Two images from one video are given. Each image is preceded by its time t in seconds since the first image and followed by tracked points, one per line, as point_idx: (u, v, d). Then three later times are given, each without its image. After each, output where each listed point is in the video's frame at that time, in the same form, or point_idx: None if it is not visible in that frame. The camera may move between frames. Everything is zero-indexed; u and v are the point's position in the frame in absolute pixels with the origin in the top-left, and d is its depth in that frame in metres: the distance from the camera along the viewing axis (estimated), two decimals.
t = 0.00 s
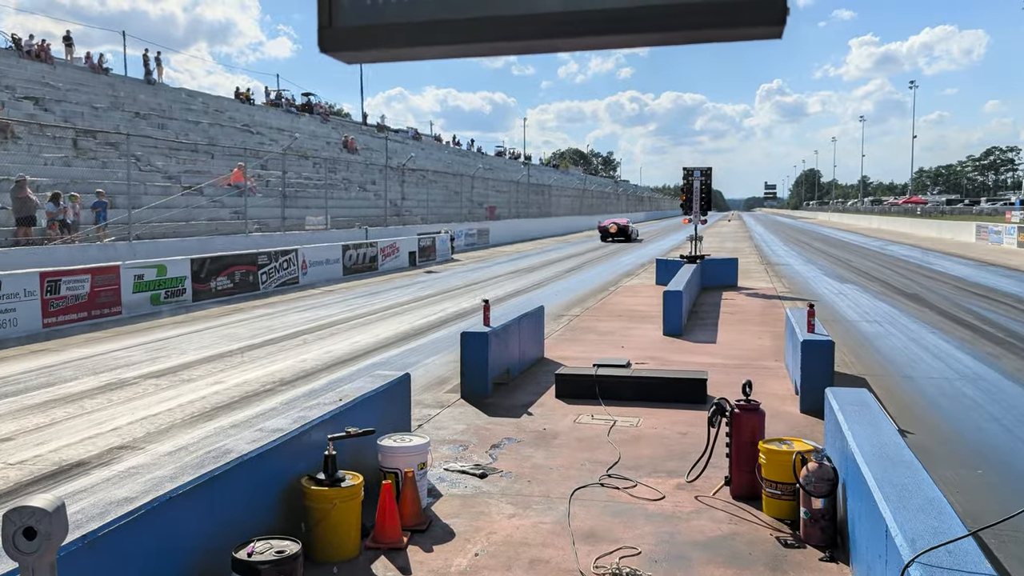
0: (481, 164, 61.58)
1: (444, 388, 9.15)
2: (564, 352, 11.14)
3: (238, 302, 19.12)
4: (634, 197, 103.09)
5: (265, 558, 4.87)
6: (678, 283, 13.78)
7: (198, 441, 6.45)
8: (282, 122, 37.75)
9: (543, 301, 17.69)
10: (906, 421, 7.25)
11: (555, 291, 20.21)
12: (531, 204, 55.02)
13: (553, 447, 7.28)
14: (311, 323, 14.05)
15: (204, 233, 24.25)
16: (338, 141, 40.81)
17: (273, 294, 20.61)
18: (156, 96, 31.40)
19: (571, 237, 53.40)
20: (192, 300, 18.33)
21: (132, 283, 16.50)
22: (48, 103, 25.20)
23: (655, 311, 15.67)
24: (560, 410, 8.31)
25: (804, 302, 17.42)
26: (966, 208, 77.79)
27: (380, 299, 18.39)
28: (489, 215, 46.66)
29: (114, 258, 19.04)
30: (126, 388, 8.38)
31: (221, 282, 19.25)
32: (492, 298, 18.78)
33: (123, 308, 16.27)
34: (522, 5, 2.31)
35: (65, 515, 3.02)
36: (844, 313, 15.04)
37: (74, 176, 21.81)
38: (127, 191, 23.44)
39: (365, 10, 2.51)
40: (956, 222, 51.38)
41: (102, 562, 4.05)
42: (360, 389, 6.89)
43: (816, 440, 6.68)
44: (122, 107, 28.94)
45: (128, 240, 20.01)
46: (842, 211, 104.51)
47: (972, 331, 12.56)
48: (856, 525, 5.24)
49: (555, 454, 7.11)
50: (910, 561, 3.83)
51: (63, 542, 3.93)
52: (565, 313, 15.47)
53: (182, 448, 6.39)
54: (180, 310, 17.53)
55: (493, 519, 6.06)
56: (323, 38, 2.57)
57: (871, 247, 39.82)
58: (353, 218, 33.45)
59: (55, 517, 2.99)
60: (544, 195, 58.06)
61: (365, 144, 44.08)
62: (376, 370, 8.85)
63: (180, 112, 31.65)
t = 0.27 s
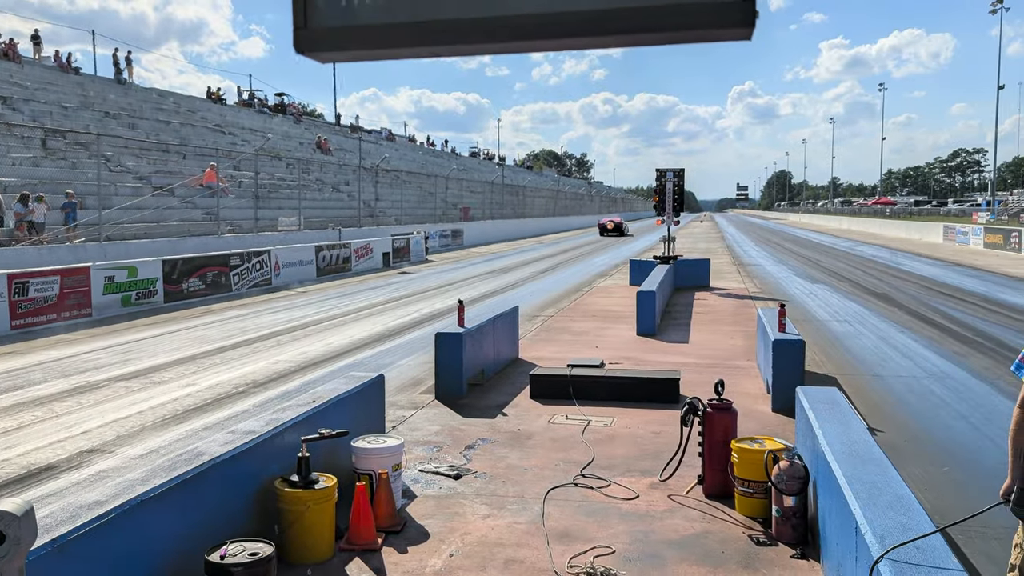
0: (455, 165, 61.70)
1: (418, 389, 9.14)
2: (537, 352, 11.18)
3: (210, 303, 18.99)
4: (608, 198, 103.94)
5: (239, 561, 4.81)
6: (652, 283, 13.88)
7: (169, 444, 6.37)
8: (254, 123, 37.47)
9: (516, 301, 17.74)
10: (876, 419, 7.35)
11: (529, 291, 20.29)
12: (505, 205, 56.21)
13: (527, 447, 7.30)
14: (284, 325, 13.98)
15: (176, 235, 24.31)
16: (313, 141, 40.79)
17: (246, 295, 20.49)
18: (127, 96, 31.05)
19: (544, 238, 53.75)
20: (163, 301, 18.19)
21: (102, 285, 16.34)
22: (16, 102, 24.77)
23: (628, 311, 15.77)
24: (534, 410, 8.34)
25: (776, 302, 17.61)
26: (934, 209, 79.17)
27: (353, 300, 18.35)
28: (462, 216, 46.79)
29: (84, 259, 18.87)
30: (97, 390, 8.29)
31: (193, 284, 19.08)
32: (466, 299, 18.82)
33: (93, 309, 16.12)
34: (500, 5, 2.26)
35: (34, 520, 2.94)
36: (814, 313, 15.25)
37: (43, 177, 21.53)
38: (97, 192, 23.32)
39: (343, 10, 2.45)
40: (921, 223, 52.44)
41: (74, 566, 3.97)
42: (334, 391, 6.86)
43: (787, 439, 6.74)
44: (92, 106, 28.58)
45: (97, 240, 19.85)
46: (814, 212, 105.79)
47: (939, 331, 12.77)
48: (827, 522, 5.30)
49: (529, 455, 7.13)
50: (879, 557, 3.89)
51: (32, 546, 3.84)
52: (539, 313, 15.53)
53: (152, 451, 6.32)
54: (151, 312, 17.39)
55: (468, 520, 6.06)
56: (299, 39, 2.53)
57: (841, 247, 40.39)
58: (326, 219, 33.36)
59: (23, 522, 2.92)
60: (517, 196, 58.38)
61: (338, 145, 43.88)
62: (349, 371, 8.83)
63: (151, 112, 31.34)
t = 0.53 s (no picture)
0: (432, 164, 61.70)
1: (395, 389, 9.14)
2: (515, 351, 11.23)
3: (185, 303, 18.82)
4: (585, 198, 104.47)
5: (215, 562, 4.76)
6: (628, 283, 13.96)
7: (144, 445, 6.31)
8: (229, 122, 37.09)
9: (493, 301, 17.78)
10: (849, 417, 7.44)
11: (506, 291, 20.35)
12: (482, 204, 56.40)
13: (505, 447, 7.32)
14: (260, 325, 13.90)
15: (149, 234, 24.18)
16: (288, 141, 40.47)
17: (222, 296, 20.36)
18: (100, 94, 30.68)
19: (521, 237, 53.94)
20: (138, 301, 18.02)
21: (75, 285, 16.16)
22: None
23: (605, 311, 15.86)
24: (511, 410, 8.37)
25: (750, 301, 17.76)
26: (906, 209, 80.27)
27: (329, 300, 18.29)
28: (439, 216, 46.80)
29: (56, 259, 18.66)
30: (69, 392, 8.20)
31: (168, 284, 18.91)
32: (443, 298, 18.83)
33: (65, 310, 15.94)
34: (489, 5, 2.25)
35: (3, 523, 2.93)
36: (788, 312, 15.41)
37: (15, 176, 21.24)
38: (70, 191, 22.98)
39: (321, 10, 2.44)
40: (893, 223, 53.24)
41: (47, 569, 3.92)
42: (311, 391, 6.84)
43: (762, 436, 6.81)
44: (65, 104, 28.22)
45: (70, 240, 19.63)
46: (790, 212, 106.83)
47: (910, 330, 12.96)
48: (801, 519, 5.34)
49: (506, 454, 7.16)
50: (851, 553, 3.92)
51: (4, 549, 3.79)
52: (516, 313, 15.57)
53: (127, 453, 6.26)
54: (124, 312, 17.22)
55: (445, 520, 6.05)
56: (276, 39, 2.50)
57: (813, 247, 40.81)
58: (302, 218, 33.20)
59: None
60: (494, 196, 58.55)
61: (314, 144, 43.58)
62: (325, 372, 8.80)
63: (125, 111, 30.98)
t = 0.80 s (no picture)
0: (410, 164, 61.61)
1: (373, 389, 9.13)
2: (492, 351, 11.26)
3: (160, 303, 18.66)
4: (562, 198, 104.90)
5: (191, 562, 4.71)
6: (605, 283, 14.04)
7: (120, 446, 6.26)
8: (205, 121, 36.82)
9: (471, 301, 17.82)
10: (823, 415, 7.54)
11: (483, 290, 20.39)
12: (459, 204, 56.32)
13: (483, 446, 7.34)
14: (236, 325, 13.82)
15: (124, 233, 23.94)
16: (263, 139, 40.12)
17: (198, 295, 20.23)
18: (72, 92, 30.29)
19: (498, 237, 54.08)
20: (112, 301, 17.84)
21: (48, 285, 15.97)
22: None
23: (583, 310, 15.94)
24: (489, 409, 8.40)
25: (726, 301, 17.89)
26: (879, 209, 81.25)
27: (306, 300, 18.22)
28: (416, 215, 46.78)
29: (28, 259, 18.45)
30: (43, 393, 8.11)
31: (143, 283, 18.76)
32: (420, 298, 18.84)
33: (38, 310, 15.75)
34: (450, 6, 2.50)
35: None
36: (762, 311, 15.56)
37: None
38: (42, 189, 22.68)
39: (300, 6, 2.68)
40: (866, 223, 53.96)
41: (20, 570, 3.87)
42: (288, 391, 6.81)
43: (738, 434, 6.88)
44: (38, 101, 27.82)
45: (42, 239, 19.41)
46: (766, 212, 107.70)
47: (883, 328, 13.13)
48: (774, 515, 5.36)
49: (484, 453, 7.17)
50: (826, 548, 3.95)
51: None
52: (493, 312, 15.61)
53: (102, 454, 6.19)
54: (99, 312, 17.02)
55: (423, 519, 6.02)
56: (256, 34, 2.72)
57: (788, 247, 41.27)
58: (278, 217, 33.03)
59: None
60: (471, 195, 58.67)
61: (291, 143, 43.28)
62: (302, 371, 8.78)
63: (98, 108, 30.59)
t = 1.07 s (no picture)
0: (388, 163, 61.49)
1: (350, 388, 9.12)
2: (471, 349, 11.29)
3: (137, 303, 18.53)
4: (541, 198, 105.34)
5: (168, 563, 4.66)
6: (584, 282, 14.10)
7: (95, 446, 6.20)
8: (182, 119, 36.61)
9: (449, 300, 17.84)
10: (799, 412, 7.62)
11: (461, 289, 20.41)
12: (438, 203, 56.29)
13: (461, 445, 7.35)
14: (212, 324, 13.75)
15: (99, 232, 23.72)
16: (240, 138, 39.85)
17: (174, 294, 20.09)
18: (47, 90, 29.92)
19: (477, 237, 54.20)
20: (87, 301, 17.68)
21: (22, 284, 15.79)
22: None
23: (561, 309, 16.00)
24: (468, 408, 8.41)
25: (702, 300, 17.98)
26: (856, 209, 82.08)
27: (284, 299, 18.16)
28: (395, 214, 46.78)
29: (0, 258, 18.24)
30: (17, 393, 8.03)
31: (118, 283, 18.61)
32: (399, 297, 18.84)
33: (12, 309, 15.57)
34: (432, 7, 2.52)
35: None
36: (739, 310, 15.69)
37: None
38: (16, 187, 22.40)
39: (279, 7, 2.68)
40: (841, 223, 54.55)
41: None
42: (266, 390, 6.78)
43: (715, 432, 6.93)
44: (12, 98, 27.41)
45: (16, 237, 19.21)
46: (743, 213, 108.59)
47: (857, 327, 13.29)
48: (750, 511, 5.34)
49: (463, 452, 7.18)
50: (801, 544, 3.93)
51: None
52: (472, 311, 15.64)
53: (77, 455, 6.13)
54: (73, 312, 16.84)
55: (402, 518, 5.98)
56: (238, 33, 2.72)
57: (764, 246, 41.67)
58: (256, 216, 32.90)
59: None
60: (450, 195, 58.74)
61: (268, 142, 42.99)
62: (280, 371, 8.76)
63: (73, 106, 30.19)
